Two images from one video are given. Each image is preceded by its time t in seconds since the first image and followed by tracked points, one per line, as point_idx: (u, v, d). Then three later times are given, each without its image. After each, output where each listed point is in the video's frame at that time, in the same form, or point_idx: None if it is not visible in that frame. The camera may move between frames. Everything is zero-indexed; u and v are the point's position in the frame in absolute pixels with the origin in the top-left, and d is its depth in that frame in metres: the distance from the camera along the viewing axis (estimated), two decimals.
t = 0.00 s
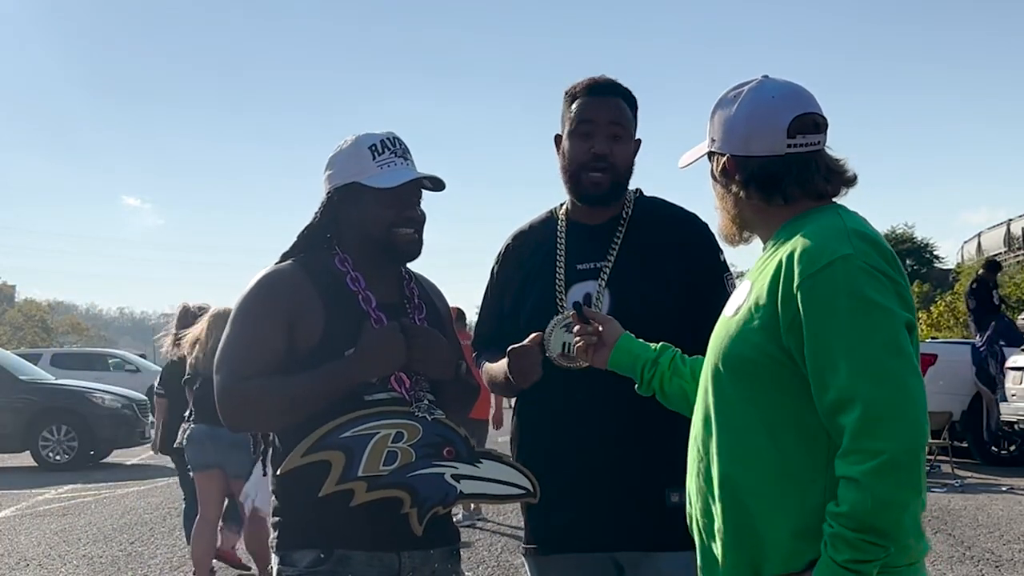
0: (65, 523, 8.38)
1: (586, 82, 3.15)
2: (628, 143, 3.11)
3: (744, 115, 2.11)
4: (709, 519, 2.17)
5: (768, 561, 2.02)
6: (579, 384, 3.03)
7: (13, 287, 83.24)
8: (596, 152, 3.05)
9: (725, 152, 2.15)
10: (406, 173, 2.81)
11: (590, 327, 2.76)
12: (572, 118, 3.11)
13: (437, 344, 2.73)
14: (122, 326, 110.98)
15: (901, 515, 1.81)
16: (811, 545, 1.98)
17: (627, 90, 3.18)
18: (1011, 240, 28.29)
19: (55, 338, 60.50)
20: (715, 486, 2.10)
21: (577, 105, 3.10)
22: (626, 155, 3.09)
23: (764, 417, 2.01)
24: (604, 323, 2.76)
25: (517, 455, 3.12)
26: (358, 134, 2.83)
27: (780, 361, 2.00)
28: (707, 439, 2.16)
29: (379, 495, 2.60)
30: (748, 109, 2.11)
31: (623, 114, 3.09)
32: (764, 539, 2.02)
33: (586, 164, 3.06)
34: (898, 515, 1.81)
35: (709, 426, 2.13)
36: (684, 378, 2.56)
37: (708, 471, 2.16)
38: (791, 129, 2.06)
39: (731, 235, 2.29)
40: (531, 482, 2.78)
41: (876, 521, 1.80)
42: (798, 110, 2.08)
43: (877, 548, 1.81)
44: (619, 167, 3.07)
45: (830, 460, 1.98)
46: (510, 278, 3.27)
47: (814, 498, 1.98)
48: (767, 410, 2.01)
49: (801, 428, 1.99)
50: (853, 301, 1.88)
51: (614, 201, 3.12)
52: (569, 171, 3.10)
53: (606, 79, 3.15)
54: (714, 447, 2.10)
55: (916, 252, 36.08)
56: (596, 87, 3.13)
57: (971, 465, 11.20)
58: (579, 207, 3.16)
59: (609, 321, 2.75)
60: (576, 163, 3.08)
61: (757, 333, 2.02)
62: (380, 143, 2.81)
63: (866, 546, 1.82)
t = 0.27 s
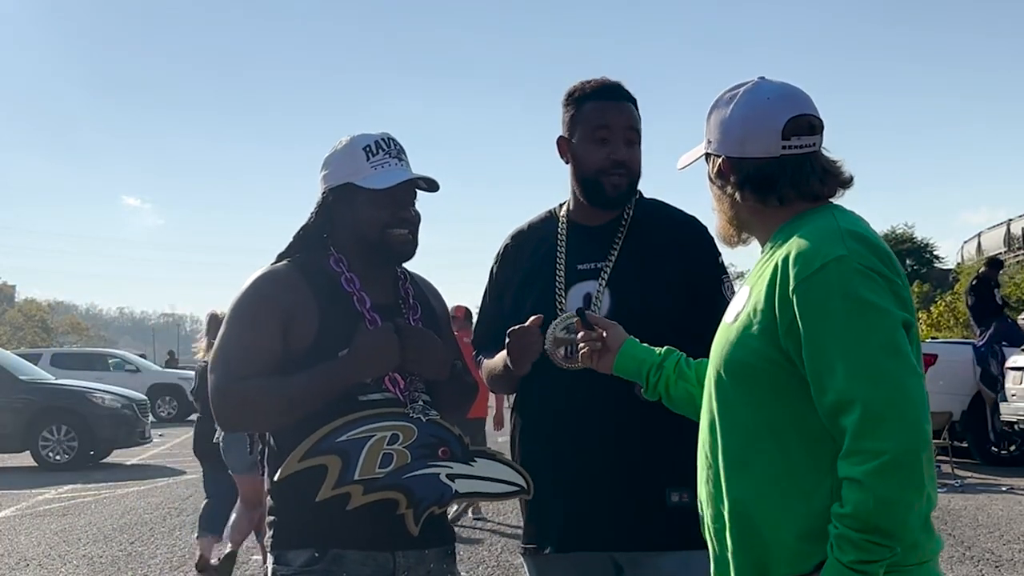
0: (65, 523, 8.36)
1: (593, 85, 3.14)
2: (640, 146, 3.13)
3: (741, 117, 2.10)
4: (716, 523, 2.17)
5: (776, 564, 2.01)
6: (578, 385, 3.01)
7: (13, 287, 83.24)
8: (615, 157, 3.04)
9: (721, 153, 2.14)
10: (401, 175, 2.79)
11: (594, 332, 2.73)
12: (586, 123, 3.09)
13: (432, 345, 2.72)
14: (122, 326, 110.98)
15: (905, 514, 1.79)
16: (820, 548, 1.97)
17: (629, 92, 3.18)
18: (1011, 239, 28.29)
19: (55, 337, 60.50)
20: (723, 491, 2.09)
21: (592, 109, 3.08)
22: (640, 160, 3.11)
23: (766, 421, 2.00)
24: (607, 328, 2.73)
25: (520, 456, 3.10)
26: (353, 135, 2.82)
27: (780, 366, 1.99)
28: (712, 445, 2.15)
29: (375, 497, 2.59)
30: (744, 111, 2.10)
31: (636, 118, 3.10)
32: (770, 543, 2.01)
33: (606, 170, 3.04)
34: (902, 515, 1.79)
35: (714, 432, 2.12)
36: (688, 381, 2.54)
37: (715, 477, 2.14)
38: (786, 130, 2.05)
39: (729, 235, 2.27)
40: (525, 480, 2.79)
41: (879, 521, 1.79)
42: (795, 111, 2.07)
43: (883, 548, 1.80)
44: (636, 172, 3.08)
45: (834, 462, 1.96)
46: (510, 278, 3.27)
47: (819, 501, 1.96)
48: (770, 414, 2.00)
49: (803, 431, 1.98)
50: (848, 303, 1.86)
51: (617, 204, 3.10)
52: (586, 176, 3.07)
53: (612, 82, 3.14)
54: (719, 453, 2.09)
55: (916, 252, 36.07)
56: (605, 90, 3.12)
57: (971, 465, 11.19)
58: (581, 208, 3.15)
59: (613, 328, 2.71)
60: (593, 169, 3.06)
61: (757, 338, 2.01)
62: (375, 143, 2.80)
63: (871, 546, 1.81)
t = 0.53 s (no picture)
0: (64, 524, 8.36)
1: (579, 84, 3.13)
2: (624, 143, 3.09)
3: (729, 120, 2.10)
4: (713, 526, 2.16)
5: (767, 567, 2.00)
6: (578, 385, 3.00)
7: (13, 288, 83.29)
8: (590, 158, 3.04)
9: (715, 158, 2.12)
10: (394, 173, 2.78)
11: (602, 333, 2.73)
12: (565, 124, 3.10)
13: (427, 345, 2.71)
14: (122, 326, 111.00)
15: (890, 516, 1.78)
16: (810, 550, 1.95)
17: (623, 89, 3.15)
18: (1011, 239, 28.27)
19: (55, 338, 60.50)
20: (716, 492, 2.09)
21: (568, 110, 3.09)
22: (622, 158, 3.07)
23: (757, 424, 2.00)
24: (615, 329, 2.73)
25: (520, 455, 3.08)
26: (347, 135, 2.82)
27: (770, 369, 1.98)
28: (707, 447, 2.14)
29: (372, 496, 2.59)
30: (735, 115, 2.09)
31: (615, 115, 3.06)
32: (761, 545, 2.00)
33: (581, 170, 3.05)
34: (886, 517, 1.78)
35: (708, 434, 2.12)
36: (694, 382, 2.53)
37: (710, 479, 2.14)
38: (778, 132, 2.04)
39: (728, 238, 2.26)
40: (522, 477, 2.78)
41: (863, 523, 1.78)
42: (786, 112, 2.07)
43: (868, 550, 1.79)
44: (615, 169, 3.05)
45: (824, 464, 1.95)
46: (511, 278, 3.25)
47: (809, 503, 1.95)
48: (760, 417, 2.00)
49: (792, 434, 1.97)
50: (833, 306, 1.86)
51: (614, 204, 3.10)
52: (566, 177, 3.09)
53: (598, 80, 3.12)
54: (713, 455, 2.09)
55: (916, 252, 36.08)
56: (587, 89, 3.10)
57: (971, 465, 11.19)
58: (579, 208, 3.14)
59: (621, 328, 2.71)
60: (572, 170, 3.08)
61: (749, 341, 2.01)
62: (369, 143, 2.79)
63: (856, 549, 1.80)
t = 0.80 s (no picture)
0: (65, 524, 8.35)
1: (582, 84, 3.12)
2: (631, 143, 3.10)
3: (738, 114, 2.09)
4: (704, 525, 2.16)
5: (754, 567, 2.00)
6: (579, 384, 3.00)
7: (13, 288, 83.31)
8: (603, 155, 3.03)
9: (720, 149, 2.12)
10: (389, 172, 2.78)
11: (601, 331, 2.72)
12: (572, 122, 3.09)
13: (422, 344, 2.70)
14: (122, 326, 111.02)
15: (868, 517, 1.77)
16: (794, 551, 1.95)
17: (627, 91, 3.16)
18: (1011, 239, 28.27)
19: (55, 338, 60.52)
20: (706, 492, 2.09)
21: (576, 108, 3.08)
22: (630, 157, 3.08)
23: (743, 424, 1.99)
24: (613, 327, 2.72)
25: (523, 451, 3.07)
26: (343, 134, 2.81)
27: (756, 370, 1.98)
28: (698, 446, 2.14)
29: (369, 496, 2.58)
30: (745, 109, 2.09)
31: (626, 116, 3.07)
32: (747, 545, 2.00)
33: (593, 168, 3.03)
34: (864, 518, 1.77)
35: (699, 434, 2.12)
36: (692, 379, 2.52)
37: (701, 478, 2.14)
38: (785, 132, 2.04)
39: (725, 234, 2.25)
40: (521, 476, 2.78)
41: (841, 524, 1.78)
42: (795, 113, 2.06)
43: (847, 551, 1.79)
44: (626, 169, 3.05)
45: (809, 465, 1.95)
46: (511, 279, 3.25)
47: (794, 503, 1.94)
48: (747, 417, 1.99)
49: (777, 435, 1.97)
50: (815, 308, 1.85)
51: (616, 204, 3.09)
52: (575, 176, 3.08)
53: (603, 80, 3.12)
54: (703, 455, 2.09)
55: (917, 252, 36.07)
56: (591, 89, 3.09)
57: (972, 465, 11.18)
58: (581, 207, 3.14)
59: (619, 326, 2.70)
60: (582, 168, 3.06)
61: (736, 342, 2.01)
62: (363, 142, 2.79)
63: (836, 549, 1.79)
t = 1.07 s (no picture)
0: (65, 524, 8.35)
1: (589, 82, 3.11)
2: (632, 145, 3.09)
3: (735, 116, 2.09)
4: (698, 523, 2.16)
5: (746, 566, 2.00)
6: (579, 385, 3.00)
7: (13, 288, 83.34)
8: (599, 156, 3.03)
9: (717, 153, 2.12)
10: (390, 173, 2.78)
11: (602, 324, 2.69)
12: (574, 121, 3.08)
13: (421, 345, 2.70)
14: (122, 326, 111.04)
15: (860, 517, 1.77)
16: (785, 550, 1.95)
17: (631, 91, 3.14)
18: (1011, 239, 28.27)
19: (55, 337, 60.53)
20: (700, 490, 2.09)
21: (579, 107, 3.07)
22: (629, 160, 3.07)
23: (739, 423, 1.99)
24: (613, 320, 2.69)
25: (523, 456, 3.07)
26: (343, 134, 2.81)
27: (754, 369, 1.98)
28: (694, 444, 2.14)
29: (366, 495, 2.59)
30: (740, 111, 2.09)
31: (627, 118, 3.06)
32: (739, 543, 2.00)
33: (589, 167, 3.04)
34: (855, 519, 1.77)
35: (695, 432, 2.12)
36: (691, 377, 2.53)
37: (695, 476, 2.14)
38: (782, 130, 2.04)
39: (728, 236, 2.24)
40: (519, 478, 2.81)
41: (832, 524, 1.78)
42: (791, 111, 2.06)
43: (837, 551, 1.79)
44: (622, 170, 3.05)
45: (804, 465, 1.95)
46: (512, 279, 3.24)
47: (786, 503, 1.95)
48: (743, 416, 1.99)
49: (773, 435, 1.97)
50: (815, 309, 1.85)
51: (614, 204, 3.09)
52: (571, 173, 3.08)
53: (609, 79, 3.10)
54: (698, 453, 2.09)
55: (917, 252, 36.08)
56: (598, 88, 3.08)
57: (971, 465, 11.19)
58: (580, 207, 3.14)
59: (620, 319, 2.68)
60: (578, 167, 3.06)
61: (735, 341, 2.01)
62: (364, 142, 2.78)
63: (827, 549, 1.79)
